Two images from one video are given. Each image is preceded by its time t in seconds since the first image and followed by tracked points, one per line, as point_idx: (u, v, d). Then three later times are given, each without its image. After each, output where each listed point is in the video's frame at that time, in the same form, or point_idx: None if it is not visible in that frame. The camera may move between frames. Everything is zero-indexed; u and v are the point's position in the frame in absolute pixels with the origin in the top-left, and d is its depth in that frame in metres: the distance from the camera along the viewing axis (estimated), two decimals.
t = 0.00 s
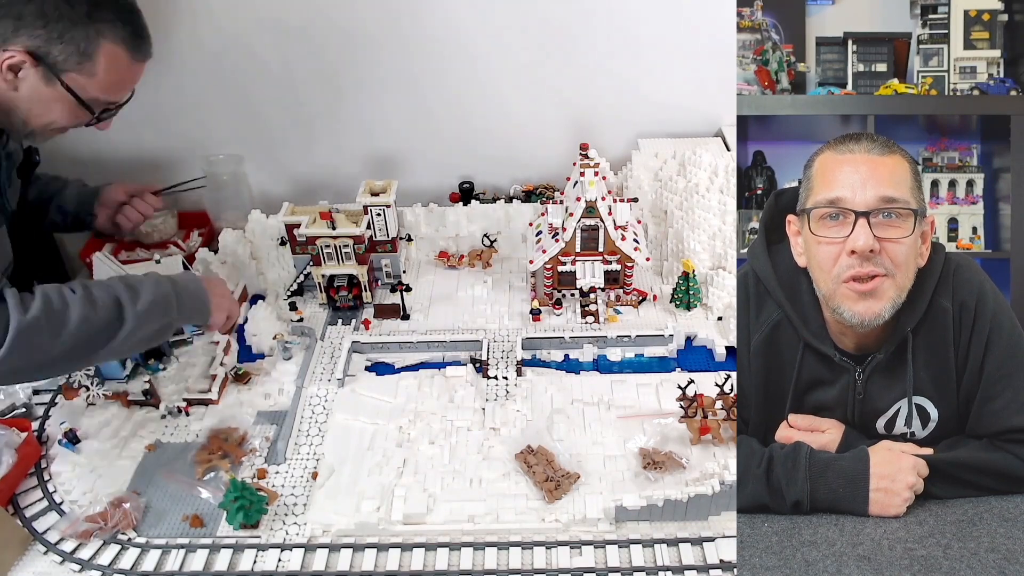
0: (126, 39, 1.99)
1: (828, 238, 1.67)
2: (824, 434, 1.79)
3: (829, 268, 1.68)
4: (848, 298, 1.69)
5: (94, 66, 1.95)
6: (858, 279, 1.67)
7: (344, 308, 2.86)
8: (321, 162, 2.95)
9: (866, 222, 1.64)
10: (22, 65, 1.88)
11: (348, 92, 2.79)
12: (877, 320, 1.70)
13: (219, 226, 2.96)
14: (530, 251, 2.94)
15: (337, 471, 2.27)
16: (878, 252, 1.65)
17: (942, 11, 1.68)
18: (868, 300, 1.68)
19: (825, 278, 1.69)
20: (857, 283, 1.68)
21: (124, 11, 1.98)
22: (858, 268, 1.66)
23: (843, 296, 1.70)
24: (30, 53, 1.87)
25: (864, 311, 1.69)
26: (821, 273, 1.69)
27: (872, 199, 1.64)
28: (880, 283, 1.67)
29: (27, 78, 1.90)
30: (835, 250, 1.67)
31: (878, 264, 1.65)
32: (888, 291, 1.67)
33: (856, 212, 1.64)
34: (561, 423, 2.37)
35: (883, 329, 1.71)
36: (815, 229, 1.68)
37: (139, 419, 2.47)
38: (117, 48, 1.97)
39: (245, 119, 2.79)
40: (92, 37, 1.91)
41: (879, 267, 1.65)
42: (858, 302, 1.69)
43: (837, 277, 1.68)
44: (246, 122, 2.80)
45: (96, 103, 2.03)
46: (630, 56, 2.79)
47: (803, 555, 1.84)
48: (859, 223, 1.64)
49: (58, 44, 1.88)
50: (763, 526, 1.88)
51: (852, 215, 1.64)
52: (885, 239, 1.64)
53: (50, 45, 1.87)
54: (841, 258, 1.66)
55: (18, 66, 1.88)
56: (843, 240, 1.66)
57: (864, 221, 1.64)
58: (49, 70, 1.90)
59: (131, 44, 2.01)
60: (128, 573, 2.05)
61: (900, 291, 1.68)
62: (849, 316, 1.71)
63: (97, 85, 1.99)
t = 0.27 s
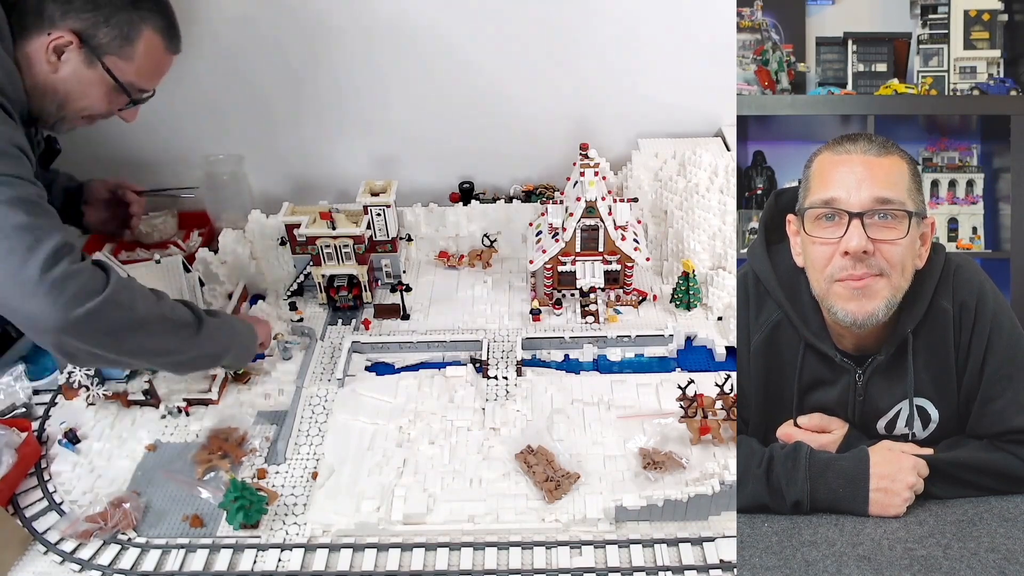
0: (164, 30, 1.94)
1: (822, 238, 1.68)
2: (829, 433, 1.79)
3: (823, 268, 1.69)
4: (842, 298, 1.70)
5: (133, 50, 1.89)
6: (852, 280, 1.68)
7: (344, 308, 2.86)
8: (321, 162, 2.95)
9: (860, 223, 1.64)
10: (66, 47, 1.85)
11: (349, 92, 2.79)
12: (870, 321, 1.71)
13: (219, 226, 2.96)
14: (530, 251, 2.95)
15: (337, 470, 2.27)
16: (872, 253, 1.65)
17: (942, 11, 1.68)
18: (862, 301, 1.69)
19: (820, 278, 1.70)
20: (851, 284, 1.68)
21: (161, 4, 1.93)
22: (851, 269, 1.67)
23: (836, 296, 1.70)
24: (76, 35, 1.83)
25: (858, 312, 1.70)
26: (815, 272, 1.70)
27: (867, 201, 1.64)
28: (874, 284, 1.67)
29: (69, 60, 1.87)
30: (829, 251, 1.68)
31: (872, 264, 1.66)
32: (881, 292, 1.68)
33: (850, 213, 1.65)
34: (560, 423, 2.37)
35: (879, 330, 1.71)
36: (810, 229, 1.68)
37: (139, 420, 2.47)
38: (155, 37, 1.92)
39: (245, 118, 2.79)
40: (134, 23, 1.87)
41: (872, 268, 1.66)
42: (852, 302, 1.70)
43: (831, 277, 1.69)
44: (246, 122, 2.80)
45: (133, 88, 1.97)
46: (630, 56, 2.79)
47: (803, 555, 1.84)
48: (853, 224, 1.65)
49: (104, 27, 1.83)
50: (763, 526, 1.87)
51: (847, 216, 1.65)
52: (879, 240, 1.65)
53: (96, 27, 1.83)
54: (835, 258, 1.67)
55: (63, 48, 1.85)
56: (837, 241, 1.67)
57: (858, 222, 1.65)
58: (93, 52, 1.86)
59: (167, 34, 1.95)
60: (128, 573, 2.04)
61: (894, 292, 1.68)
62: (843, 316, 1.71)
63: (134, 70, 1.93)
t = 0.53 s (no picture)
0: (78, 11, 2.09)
1: (824, 237, 1.68)
2: (827, 434, 1.79)
3: (826, 268, 1.69)
4: (844, 298, 1.70)
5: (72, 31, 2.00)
6: (854, 280, 1.68)
7: (344, 308, 2.86)
8: (321, 162, 2.95)
9: (862, 223, 1.65)
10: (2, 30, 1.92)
11: (348, 92, 2.79)
12: (874, 320, 1.70)
13: (219, 227, 3.01)
14: (530, 251, 2.95)
15: (337, 470, 2.27)
16: (874, 253, 1.65)
17: (942, 11, 1.68)
18: (864, 301, 1.69)
19: (822, 278, 1.70)
20: (854, 284, 1.68)
21: None
22: (853, 269, 1.67)
23: (838, 296, 1.70)
24: None
25: (860, 312, 1.70)
26: (817, 272, 1.70)
27: (869, 200, 1.65)
28: (877, 283, 1.67)
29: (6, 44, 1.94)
30: (832, 251, 1.67)
31: (874, 264, 1.66)
32: (884, 291, 1.68)
33: (852, 213, 1.65)
34: (561, 423, 2.37)
35: (881, 330, 1.71)
36: (812, 229, 1.68)
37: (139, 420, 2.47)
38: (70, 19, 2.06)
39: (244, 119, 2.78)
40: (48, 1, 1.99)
41: (875, 267, 1.66)
42: (855, 302, 1.69)
43: (833, 277, 1.69)
44: (245, 122, 2.79)
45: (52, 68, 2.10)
46: (630, 56, 2.79)
47: (803, 555, 1.85)
48: (856, 223, 1.65)
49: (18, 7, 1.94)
50: (763, 526, 1.88)
51: (849, 215, 1.65)
52: (881, 239, 1.65)
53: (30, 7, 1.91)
54: (837, 258, 1.67)
55: None
56: (839, 240, 1.67)
57: (860, 221, 1.65)
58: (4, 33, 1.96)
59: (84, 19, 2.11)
60: (128, 573, 2.04)
61: (897, 292, 1.68)
62: (845, 316, 1.71)
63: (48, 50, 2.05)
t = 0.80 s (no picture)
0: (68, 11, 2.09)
1: (824, 231, 1.67)
2: (827, 435, 1.79)
3: (823, 261, 1.68)
4: (837, 294, 1.70)
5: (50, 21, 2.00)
6: (849, 276, 1.68)
7: (344, 308, 2.86)
8: (321, 162, 2.95)
9: (863, 220, 1.64)
10: None
11: (348, 92, 2.79)
12: (863, 320, 1.70)
13: (219, 227, 3.00)
14: (530, 251, 2.95)
15: (337, 470, 2.27)
16: (871, 251, 1.65)
17: (942, 11, 1.68)
18: (856, 299, 1.69)
19: (818, 271, 1.70)
20: (848, 281, 1.68)
21: None
22: (848, 265, 1.67)
23: (832, 292, 1.70)
24: None
25: (850, 309, 1.70)
26: (814, 265, 1.70)
27: (872, 199, 1.64)
28: (870, 282, 1.67)
29: None
30: (830, 245, 1.67)
31: (870, 262, 1.65)
32: (876, 291, 1.67)
33: (854, 209, 1.64)
34: (561, 423, 2.37)
35: (871, 330, 1.71)
36: (812, 222, 1.68)
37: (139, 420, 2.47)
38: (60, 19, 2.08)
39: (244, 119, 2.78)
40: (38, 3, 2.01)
41: (870, 266, 1.66)
42: (847, 299, 1.69)
43: (828, 271, 1.69)
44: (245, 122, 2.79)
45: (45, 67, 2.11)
46: (630, 56, 2.79)
47: (803, 555, 1.85)
48: (857, 220, 1.64)
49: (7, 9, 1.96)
50: (763, 526, 1.88)
51: (851, 211, 1.65)
52: (880, 238, 1.65)
53: None
54: (833, 252, 1.66)
55: None
56: (838, 236, 1.66)
57: (861, 218, 1.64)
58: None
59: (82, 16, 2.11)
60: (128, 573, 2.04)
61: (889, 293, 1.67)
62: (835, 312, 1.71)
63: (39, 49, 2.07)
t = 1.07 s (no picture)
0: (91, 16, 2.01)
1: (828, 230, 1.67)
2: (828, 435, 1.78)
3: (827, 260, 1.68)
4: (840, 294, 1.69)
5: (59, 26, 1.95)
6: (852, 276, 1.67)
7: (344, 308, 2.86)
8: (321, 162, 2.95)
9: (866, 219, 1.64)
10: None
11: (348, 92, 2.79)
12: (865, 320, 1.70)
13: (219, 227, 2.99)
14: (530, 251, 2.95)
15: (337, 470, 2.27)
16: (873, 250, 1.65)
17: (943, 11, 1.68)
18: (858, 298, 1.69)
19: (822, 270, 1.69)
20: (852, 280, 1.68)
21: None
22: (852, 264, 1.66)
23: (836, 291, 1.70)
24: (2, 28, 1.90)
25: (852, 308, 1.70)
26: (818, 265, 1.69)
27: (875, 198, 1.64)
28: (873, 282, 1.66)
29: None
30: (834, 244, 1.67)
31: (872, 262, 1.65)
32: (878, 291, 1.67)
33: (858, 208, 1.64)
34: (561, 423, 2.37)
35: (874, 330, 1.71)
36: (816, 221, 1.68)
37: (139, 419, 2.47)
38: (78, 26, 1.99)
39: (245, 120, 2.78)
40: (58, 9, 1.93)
41: (873, 265, 1.66)
42: (850, 299, 1.69)
43: (832, 270, 1.68)
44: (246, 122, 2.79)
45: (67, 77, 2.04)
46: (629, 56, 2.79)
47: (803, 555, 1.85)
48: (860, 219, 1.64)
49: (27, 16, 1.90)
50: (763, 526, 1.88)
51: (855, 210, 1.64)
52: (883, 238, 1.64)
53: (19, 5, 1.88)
54: (838, 252, 1.66)
55: None
56: (842, 234, 1.66)
57: (864, 217, 1.64)
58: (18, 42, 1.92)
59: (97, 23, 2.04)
60: (128, 573, 2.04)
61: (891, 293, 1.67)
62: (838, 311, 1.71)
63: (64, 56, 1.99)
